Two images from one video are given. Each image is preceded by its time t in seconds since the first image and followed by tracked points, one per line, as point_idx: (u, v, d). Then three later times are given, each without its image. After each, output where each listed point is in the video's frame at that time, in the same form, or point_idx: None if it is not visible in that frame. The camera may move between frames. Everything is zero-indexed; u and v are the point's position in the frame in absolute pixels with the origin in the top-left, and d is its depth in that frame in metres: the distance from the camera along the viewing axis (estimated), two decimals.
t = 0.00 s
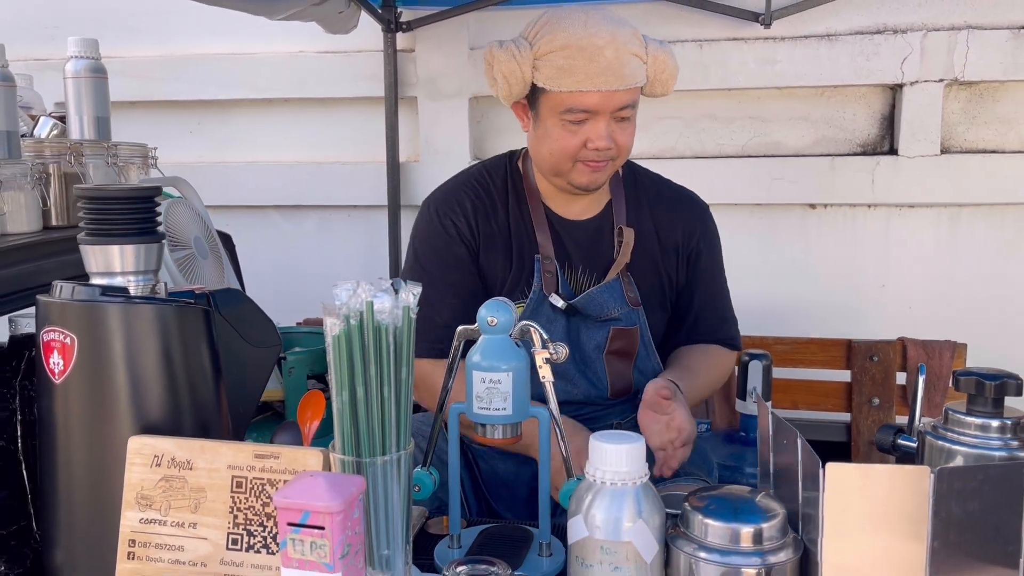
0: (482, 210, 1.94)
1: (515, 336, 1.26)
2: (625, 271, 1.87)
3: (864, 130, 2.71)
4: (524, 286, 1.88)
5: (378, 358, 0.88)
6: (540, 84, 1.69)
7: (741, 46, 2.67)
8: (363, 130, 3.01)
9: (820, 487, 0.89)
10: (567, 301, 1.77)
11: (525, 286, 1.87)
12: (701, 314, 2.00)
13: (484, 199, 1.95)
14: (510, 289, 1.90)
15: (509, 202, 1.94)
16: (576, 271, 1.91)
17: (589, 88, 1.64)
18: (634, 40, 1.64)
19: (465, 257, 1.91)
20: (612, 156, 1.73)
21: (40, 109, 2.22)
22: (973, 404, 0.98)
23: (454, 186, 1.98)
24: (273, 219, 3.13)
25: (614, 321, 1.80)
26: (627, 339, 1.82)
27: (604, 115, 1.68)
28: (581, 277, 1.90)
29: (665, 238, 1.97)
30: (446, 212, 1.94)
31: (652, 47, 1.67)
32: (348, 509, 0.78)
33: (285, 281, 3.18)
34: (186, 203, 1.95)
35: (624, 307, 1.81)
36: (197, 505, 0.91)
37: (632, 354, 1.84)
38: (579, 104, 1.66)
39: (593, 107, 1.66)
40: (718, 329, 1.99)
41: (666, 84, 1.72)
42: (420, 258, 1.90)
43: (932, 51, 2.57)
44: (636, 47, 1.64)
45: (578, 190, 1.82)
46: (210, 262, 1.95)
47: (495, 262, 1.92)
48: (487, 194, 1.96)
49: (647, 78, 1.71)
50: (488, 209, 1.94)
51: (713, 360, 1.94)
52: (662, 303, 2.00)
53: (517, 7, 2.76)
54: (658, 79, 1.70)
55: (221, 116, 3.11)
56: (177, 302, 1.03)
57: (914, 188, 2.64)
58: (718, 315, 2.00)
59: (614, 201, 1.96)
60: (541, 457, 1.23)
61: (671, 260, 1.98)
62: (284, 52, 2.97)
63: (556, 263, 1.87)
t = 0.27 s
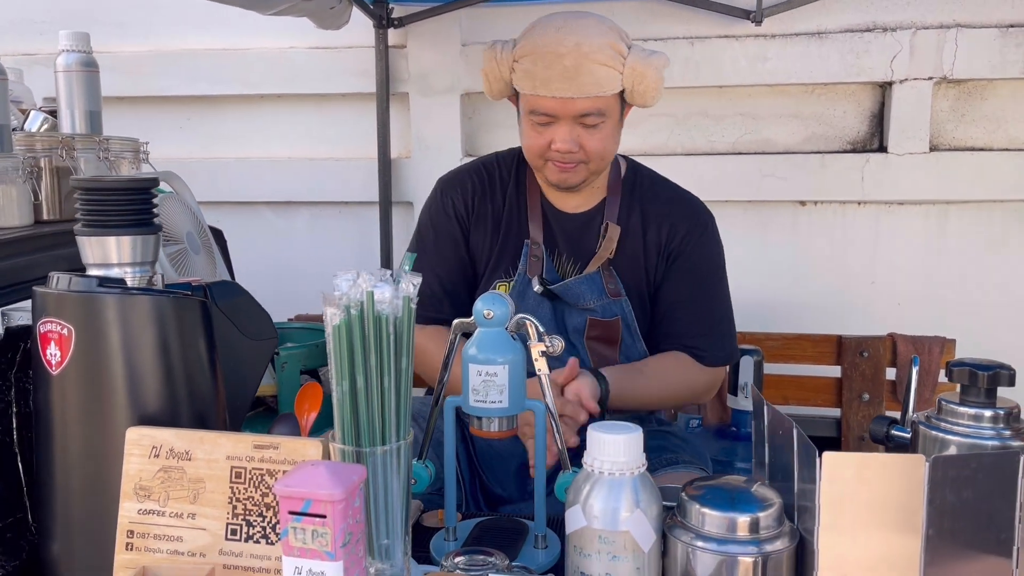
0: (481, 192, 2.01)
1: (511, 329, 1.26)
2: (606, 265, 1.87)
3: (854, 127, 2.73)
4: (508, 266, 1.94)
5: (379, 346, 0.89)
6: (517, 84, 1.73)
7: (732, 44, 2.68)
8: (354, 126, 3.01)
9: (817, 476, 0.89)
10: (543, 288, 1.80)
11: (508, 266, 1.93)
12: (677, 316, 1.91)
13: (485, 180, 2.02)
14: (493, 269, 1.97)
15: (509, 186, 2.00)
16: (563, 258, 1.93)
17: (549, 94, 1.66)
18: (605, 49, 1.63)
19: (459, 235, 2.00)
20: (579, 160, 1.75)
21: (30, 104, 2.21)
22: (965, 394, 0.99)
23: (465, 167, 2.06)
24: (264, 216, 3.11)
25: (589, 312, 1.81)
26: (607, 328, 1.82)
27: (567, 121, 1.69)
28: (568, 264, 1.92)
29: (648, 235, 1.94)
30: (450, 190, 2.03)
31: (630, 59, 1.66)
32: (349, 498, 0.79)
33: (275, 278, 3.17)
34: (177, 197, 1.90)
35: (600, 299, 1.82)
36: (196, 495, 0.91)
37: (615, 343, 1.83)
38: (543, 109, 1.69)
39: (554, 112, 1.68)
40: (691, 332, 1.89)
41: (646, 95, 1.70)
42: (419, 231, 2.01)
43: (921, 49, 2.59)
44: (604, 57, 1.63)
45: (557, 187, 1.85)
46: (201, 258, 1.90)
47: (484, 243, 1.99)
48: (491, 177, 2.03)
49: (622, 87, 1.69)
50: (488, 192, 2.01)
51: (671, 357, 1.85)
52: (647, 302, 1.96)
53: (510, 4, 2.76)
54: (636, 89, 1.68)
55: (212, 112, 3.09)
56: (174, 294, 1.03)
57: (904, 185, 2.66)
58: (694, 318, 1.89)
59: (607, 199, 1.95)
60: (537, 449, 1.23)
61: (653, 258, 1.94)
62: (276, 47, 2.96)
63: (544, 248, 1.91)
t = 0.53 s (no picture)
0: (469, 192, 2.00)
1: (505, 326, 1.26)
2: (583, 260, 1.86)
3: (845, 126, 2.74)
4: (491, 266, 1.95)
5: (375, 343, 0.90)
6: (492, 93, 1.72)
7: (724, 43, 2.69)
8: (345, 124, 3.00)
9: (811, 472, 0.90)
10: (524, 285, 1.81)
11: (491, 266, 1.93)
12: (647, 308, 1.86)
13: (473, 180, 2.01)
14: (477, 269, 1.97)
15: (495, 186, 1.99)
16: (544, 254, 1.92)
17: (519, 104, 1.65)
18: (572, 58, 1.61)
19: (449, 234, 2.01)
20: (554, 165, 1.75)
21: (20, 101, 2.19)
22: (957, 391, 1.00)
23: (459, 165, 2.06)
24: (255, 214, 3.10)
25: (570, 305, 1.84)
26: (589, 317, 1.86)
27: (539, 128, 1.69)
28: (548, 260, 1.91)
29: (623, 229, 1.90)
30: (442, 188, 2.03)
31: (599, 65, 1.63)
32: (347, 494, 0.79)
33: (267, 276, 3.16)
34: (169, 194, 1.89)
35: (579, 293, 1.83)
36: (191, 492, 0.91)
37: (599, 328, 1.88)
38: (515, 117, 1.68)
39: (525, 120, 1.68)
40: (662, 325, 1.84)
41: (616, 102, 1.66)
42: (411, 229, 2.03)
43: (912, 49, 2.61)
44: (572, 65, 1.61)
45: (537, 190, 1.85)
46: (192, 255, 1.90)
47: (470, 243, 1.99)
48: (480, 176, 2.01)
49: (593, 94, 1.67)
50: (476, 192, 2.00)
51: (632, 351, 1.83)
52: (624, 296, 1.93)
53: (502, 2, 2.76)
54: (606, 96, 1.65)
55: (203, 109, 3.08)
56: (168, 290, 1.03)
57: (894, 184, 2.67)
58: (666, 311, 1.85)
59: (587, 198, 1.91)
60: (530, 445, 1.24)
61: (627, 251, 1.90)
62: (267, 45, 2.95)
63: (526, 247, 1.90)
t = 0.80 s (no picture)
0: (443, 202, 1.95)
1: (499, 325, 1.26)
2: (567, 261, 1.85)
3: (838, 126, 2.74)
4: (473, 274, 1.92)
5: (367, 342, 0.89)
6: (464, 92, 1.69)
7: (718, 42, 2.69)
8: (338, 121, 2.99)
9: (805, 471, 0.90)
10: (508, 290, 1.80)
11: (474, 274, 1.91)
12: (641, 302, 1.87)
13: (445, 187, 1.96)
14: (459, 280, 1.94)
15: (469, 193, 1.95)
16: (526, 257, 1.90)
17: (492, 102, 1.62)
18: (546, 56, 1.59)
19: (424, 246, 1.96)
20: (527, 166, 1.72)
21: (10, 97, 2.17)
22: (951, 391, 1.00)
23: (426, 176, 2.00)
24: (247, 211, 3.09)
25: (557, 307, 1.83)
26: (576, 319, 1.85)
27: (512, 127, 1.66)
28: (529, 263, 1.90)
29: (606, 226, 1.90)
30: (411, 201, 1.98)
31: (572, 65, 1.62)
32: (339, 495, 0.78)
33: (259, 274, 3.15)
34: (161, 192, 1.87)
35: (566, 294, 1.83)
36: (182, 492, 0.91)
37: (586, 329, 1.87)
38: (487, 116, 1.65)
39: (498, 119, 1.65)
40: (660, 318, 1.84)
41: (589, 101, 1.65)
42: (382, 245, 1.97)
43: (905, 49, 2.61)
44: (546, 64, 1.59)
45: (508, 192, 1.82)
46: (184, 254, 1.88)
47: (450, 254, 1.95)
48: (451, 185, 1.97)
49: (566, 94, 1.65)
50: (450, 201, 1.95)
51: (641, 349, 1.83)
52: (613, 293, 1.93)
53: None
54: (579, 96, 1.64)
55: (195, 107, 3.07)
56: (160, 289, 1.02)
57: (887, 184, 2.68)
58: (662, 303, 1.85)
59: (565, 197, 1.90)
60: (524, 445, 1.23)
61: (612, 248, 1.90)
62: (260, 42, 2.93)
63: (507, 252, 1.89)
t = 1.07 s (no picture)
0: (432, 212, 1.93)
1: (495, 324, 1.25)
2: (558, 268, 1.84)
3: (834, 124, 2.74)
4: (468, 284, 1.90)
5: (362, 341, 0.89)
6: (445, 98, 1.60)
7: (714, 40, 2.69)
8: (334, 118, 2.98)
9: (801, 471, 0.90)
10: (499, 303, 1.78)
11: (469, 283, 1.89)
12: (613, 306, 1.81)
13: (433, 199, 1.94)
14: (454, 288, 1.92)
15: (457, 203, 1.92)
16: (516, 266, 1.90)
17: (473, 112, 1.54)
18: (530, 62, 1.50)
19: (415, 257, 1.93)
20: (512, 175, 1.65)
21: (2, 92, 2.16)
22: (947, 390, 1.00)
23: (411, 189, 1.97)
24: (242, 208, 3.08)
25: (550, 319, 1.82)
26: (569, 329, 1.85)
27: (495, 137, 1.58)
28: (520, 270, 1.89)
29: (591, 227, 1.87)
30: (398, 215, 1.95)
31: (558, 70, 1.52)
32: (334, 493, 0.78)
33: (255, 271, 3.14)
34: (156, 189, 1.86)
35: (557, 305, 1.82)
36: (176, 491, 0.90)
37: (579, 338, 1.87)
38: (469, 126, 1.57)
39: (480, 129, 1.57)
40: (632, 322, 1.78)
41: (576, 109, 1.55)
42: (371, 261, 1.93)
43: (901, 48, 2.61)
44: (530, 70, 1.50)
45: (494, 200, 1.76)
46: (179, 251, 1.87)
47: (444, 263, 1.93)
48: (438, 196, 1.94)
49: (552, 100, 1.55)
50: (439, 211, 1.93)
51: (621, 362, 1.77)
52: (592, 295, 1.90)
53: None
54: (565, 103, 1.54)
55: (191, 103, 3.05)
56: (154, 286, 1.01)
57: (883, 183, 2.68)
58: (635, 309, 1.79)
59: (552, 201, 1.87)
60: (520, 443, 1.23)
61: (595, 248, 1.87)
62: (255, 38, 2.92)
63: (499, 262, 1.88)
